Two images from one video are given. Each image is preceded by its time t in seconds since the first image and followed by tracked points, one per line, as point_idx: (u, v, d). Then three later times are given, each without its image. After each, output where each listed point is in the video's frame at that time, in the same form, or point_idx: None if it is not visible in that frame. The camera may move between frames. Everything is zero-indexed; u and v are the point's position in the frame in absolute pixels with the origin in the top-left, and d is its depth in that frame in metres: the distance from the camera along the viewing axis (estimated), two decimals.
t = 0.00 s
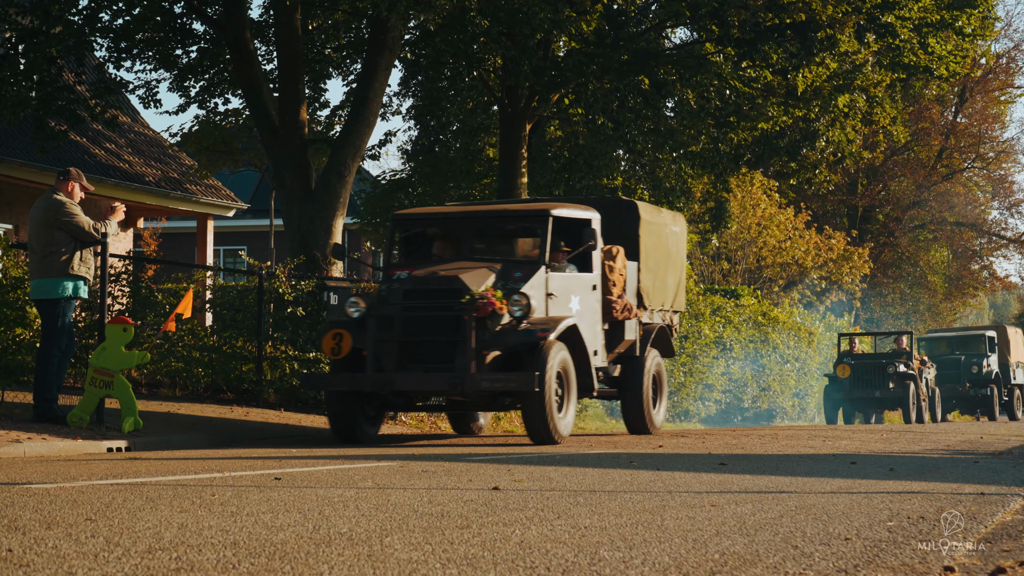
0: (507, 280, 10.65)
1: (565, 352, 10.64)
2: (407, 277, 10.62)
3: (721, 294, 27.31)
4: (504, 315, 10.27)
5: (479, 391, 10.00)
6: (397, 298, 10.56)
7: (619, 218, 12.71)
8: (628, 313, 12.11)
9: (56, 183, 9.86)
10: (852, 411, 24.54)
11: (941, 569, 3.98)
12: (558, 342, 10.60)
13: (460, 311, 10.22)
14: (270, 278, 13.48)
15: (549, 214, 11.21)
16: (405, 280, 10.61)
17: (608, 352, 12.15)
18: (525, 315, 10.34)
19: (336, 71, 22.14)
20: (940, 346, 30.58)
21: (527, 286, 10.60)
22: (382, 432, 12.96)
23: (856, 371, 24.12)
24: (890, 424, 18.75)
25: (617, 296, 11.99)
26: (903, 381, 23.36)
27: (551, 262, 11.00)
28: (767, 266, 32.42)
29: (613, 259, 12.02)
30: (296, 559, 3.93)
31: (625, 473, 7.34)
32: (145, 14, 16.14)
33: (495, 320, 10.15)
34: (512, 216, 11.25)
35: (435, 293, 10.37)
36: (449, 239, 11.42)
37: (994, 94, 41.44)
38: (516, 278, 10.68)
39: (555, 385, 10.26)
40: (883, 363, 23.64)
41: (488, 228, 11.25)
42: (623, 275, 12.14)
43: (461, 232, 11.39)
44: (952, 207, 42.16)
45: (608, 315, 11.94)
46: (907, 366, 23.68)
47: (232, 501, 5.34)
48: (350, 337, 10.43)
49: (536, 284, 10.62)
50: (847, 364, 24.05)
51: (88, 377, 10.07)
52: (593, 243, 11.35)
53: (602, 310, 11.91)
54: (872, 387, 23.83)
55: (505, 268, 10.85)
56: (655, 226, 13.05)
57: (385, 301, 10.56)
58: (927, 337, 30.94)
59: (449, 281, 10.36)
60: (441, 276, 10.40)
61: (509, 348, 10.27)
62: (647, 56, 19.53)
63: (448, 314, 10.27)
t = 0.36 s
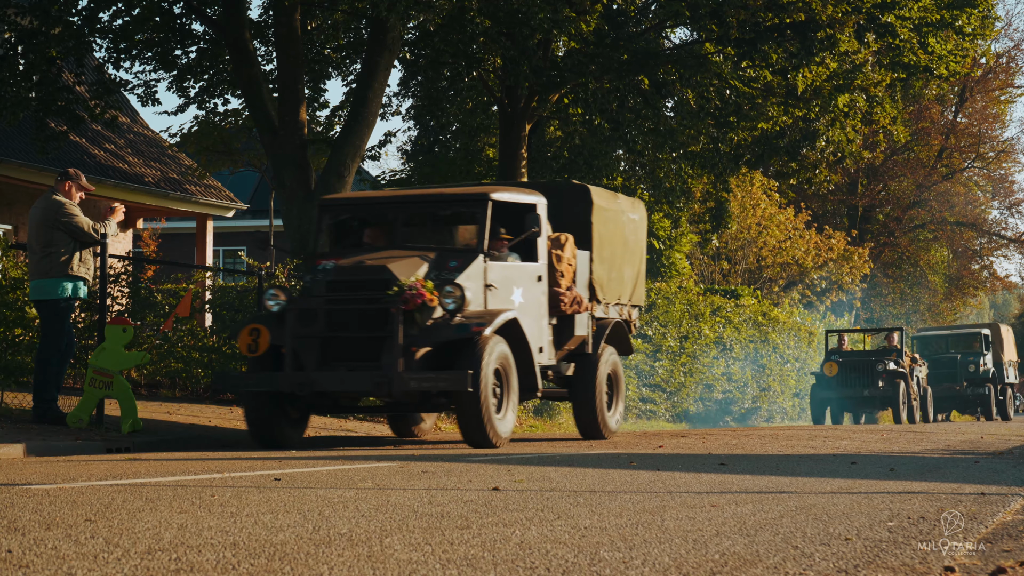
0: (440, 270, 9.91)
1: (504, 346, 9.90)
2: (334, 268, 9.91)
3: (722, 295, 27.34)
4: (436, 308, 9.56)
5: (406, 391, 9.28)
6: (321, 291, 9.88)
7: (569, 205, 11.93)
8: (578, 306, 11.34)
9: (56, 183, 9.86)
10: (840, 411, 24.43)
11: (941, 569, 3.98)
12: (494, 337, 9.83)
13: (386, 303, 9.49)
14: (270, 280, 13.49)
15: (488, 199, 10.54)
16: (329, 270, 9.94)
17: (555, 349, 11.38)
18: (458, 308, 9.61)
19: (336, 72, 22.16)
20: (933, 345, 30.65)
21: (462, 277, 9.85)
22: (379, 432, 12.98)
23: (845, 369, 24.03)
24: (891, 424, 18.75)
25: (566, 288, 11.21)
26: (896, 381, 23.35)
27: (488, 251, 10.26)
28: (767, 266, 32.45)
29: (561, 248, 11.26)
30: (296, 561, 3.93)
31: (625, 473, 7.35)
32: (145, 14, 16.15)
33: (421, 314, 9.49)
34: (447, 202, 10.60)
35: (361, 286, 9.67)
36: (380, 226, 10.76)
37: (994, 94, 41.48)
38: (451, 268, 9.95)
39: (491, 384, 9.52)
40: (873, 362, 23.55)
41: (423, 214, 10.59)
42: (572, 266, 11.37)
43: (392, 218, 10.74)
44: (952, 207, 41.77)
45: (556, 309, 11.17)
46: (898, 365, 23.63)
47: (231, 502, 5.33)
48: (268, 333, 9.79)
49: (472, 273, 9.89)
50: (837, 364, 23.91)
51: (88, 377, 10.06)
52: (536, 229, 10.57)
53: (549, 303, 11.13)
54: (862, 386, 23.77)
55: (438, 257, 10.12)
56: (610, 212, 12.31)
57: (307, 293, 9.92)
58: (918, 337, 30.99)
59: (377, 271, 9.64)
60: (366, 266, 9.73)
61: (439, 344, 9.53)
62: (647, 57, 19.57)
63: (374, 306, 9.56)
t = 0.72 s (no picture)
0: (364, 254, 8.95)
1: (431, 340, 8.88)
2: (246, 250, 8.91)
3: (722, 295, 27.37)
4: (356, 295, 8.58)
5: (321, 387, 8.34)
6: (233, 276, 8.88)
7: (510, 185, 11.03)
8: (519, 299, 10.25)
9: (56, 183, 9.84)
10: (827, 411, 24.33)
11: (941, 569, 3.97)
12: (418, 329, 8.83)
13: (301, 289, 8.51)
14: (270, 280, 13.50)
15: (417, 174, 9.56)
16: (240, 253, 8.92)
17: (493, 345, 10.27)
18: (380, 295, 8.66)
19: (336, 72, 22.17)
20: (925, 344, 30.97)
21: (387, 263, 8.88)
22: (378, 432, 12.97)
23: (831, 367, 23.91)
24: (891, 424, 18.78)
25: (505, 278, 10.16)
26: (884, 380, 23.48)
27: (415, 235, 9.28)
28: (767, 266, 32.48)
29: (501, 235, 10.22)
30: (296, 561, 3.92)
31: (626, 473, 7.35)
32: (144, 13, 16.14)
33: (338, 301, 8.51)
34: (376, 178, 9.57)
35: (274, 270, 8.66)
36: (300, 206, 9.72)
37: (994, 93, 41.55)
38: (374, 252, 9.01)
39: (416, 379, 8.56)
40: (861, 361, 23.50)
41: (348, 192, 9.55)
42: (512, 253, 10.32)
43: (314, 196, 9.70)
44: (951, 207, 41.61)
45: (494, 301, 10.08)
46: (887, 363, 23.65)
47: (230, 503, 5.31)
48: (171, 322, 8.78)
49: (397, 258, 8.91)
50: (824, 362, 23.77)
51: (88, 377, 10.06)
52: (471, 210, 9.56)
53: (487, 293, 10.06)
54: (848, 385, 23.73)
55: (362, 241, 9.14)
56: (556, 198, 11.31)
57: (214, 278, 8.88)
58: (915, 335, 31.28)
59: (292, 254, 8.68)
60: (281, 248, 8.74)
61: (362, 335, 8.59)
62: (647, 57, 19.64)
63: (287, 292, 8.56)
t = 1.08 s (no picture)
0: (266, 234, 8.27)
1: (342, 330, 8.18)
2: (134, 233, 8.23)
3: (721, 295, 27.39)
4: (255, 279, 7.89)
5: (214, 381, 7.64)
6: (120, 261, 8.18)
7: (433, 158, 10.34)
8: (445, 283, 9.68)
9: (56, 182, 9.88)
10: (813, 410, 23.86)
11: (940, 570, 3.97)
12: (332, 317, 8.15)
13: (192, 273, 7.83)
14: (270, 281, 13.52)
15: (328, 146, 8.93)
16: (128, 237, 8.23)
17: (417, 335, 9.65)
18: (283, 278, 7.99)
19: (335, 72, 22.17)
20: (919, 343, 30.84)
21: (294, 242, 8.21)
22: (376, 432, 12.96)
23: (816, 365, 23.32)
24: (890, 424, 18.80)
25: (430, 260, 9.57)
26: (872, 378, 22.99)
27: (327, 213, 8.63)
28: (767, 266, 32.49)
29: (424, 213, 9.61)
30: (295, 562, 3.92)
31: (625, 474, 7.36)
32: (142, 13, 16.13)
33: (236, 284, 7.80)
34: (281, 152, 8.94)
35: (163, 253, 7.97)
36: (199, 185, 9.06)
37: (994, 93, 41.56)
38: (279, 231, 8.32)
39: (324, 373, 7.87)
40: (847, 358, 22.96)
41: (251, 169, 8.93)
42: (438, 233, 9.72)
43: (213, 175, 9.06)
44: (952, 207, 41.38)
45: (418, 285, 9.50)
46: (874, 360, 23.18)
47: (228, 503, 5.31)
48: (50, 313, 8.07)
49: (304, 237, 8.26)
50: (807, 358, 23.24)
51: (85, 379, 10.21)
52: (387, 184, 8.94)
53: (409, 278, 9.48)
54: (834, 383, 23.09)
55: (268, 220, 8.46)
56: (488, 172, 10.65)
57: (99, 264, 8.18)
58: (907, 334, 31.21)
59: (184, 234, 8.00)
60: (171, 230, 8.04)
61: (264, 322, 7.93)
62: (646, 57, 19.67)
63: (178, 277, 7.87)
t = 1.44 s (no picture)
0: (149, 210, 7.34)
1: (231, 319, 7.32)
2: None
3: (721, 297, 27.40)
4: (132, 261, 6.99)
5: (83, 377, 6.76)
6: None
7: (350, 131, 9.69)
8: (359, 267, 8.91)
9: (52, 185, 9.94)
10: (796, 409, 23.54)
11: (939, 571, 3.96)
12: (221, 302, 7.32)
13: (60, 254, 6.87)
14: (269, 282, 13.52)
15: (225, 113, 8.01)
16: None
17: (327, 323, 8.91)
18: (163, 259, 7.15)
19: (334, 73, 22.15)
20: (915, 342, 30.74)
21: (178, 221, 7.31)
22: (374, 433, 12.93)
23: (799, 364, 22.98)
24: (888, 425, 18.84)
25: (341, 243, 8.81)
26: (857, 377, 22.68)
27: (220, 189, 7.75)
28: (766, 267, 32.51)
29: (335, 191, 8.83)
30: (294, 563, 3.92)
31: (625, 474, 7.35)
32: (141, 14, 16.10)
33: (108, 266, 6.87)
34: (172, 119, 8.01)
35: (27, 229, 6.97)
36: (77, 153, 8.07)
37: (993, 94, 41.56)
38: (163, 207, 7.40)
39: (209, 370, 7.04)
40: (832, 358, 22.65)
41: (138, 137, 7.98)
42: (350, 213, 8.96)
43: (93, 143, 8.08)
44: (949, 208, 41.04)
45: (327, 269, 8.74)
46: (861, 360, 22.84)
47: (227, 504, 5.32)
48: None
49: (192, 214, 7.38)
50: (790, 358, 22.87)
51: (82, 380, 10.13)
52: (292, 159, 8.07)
53: (318, 262, 8.71)
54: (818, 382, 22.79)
55: (151, 194, 7.53)
56: (413, 149, 9.97)
57: None
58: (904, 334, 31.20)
59: (48, 208, 6.98)
60: (37, 203, 7.03)
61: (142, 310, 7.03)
62: (645, 57, 19.60)
63: (44, 258, 6.91)
